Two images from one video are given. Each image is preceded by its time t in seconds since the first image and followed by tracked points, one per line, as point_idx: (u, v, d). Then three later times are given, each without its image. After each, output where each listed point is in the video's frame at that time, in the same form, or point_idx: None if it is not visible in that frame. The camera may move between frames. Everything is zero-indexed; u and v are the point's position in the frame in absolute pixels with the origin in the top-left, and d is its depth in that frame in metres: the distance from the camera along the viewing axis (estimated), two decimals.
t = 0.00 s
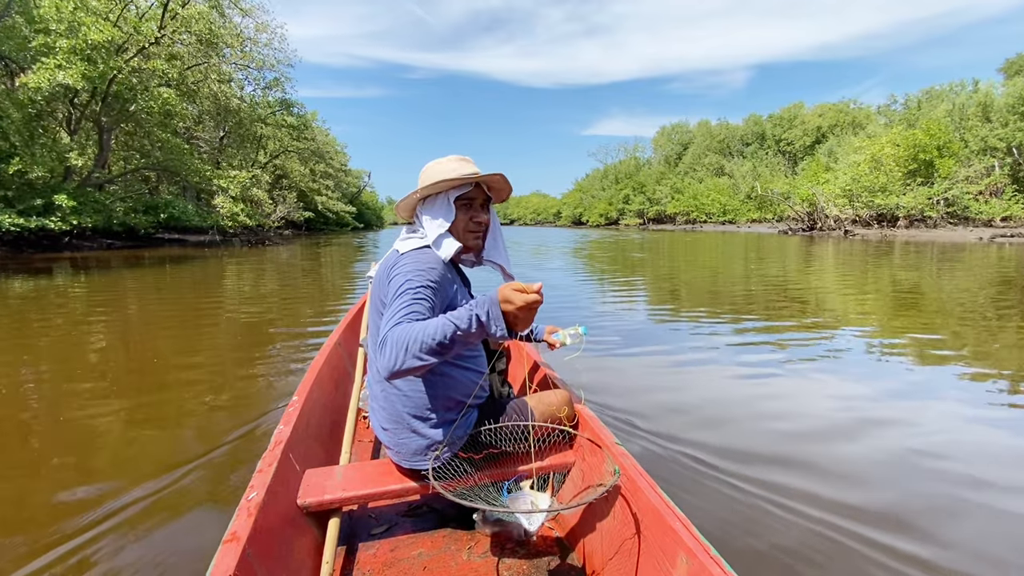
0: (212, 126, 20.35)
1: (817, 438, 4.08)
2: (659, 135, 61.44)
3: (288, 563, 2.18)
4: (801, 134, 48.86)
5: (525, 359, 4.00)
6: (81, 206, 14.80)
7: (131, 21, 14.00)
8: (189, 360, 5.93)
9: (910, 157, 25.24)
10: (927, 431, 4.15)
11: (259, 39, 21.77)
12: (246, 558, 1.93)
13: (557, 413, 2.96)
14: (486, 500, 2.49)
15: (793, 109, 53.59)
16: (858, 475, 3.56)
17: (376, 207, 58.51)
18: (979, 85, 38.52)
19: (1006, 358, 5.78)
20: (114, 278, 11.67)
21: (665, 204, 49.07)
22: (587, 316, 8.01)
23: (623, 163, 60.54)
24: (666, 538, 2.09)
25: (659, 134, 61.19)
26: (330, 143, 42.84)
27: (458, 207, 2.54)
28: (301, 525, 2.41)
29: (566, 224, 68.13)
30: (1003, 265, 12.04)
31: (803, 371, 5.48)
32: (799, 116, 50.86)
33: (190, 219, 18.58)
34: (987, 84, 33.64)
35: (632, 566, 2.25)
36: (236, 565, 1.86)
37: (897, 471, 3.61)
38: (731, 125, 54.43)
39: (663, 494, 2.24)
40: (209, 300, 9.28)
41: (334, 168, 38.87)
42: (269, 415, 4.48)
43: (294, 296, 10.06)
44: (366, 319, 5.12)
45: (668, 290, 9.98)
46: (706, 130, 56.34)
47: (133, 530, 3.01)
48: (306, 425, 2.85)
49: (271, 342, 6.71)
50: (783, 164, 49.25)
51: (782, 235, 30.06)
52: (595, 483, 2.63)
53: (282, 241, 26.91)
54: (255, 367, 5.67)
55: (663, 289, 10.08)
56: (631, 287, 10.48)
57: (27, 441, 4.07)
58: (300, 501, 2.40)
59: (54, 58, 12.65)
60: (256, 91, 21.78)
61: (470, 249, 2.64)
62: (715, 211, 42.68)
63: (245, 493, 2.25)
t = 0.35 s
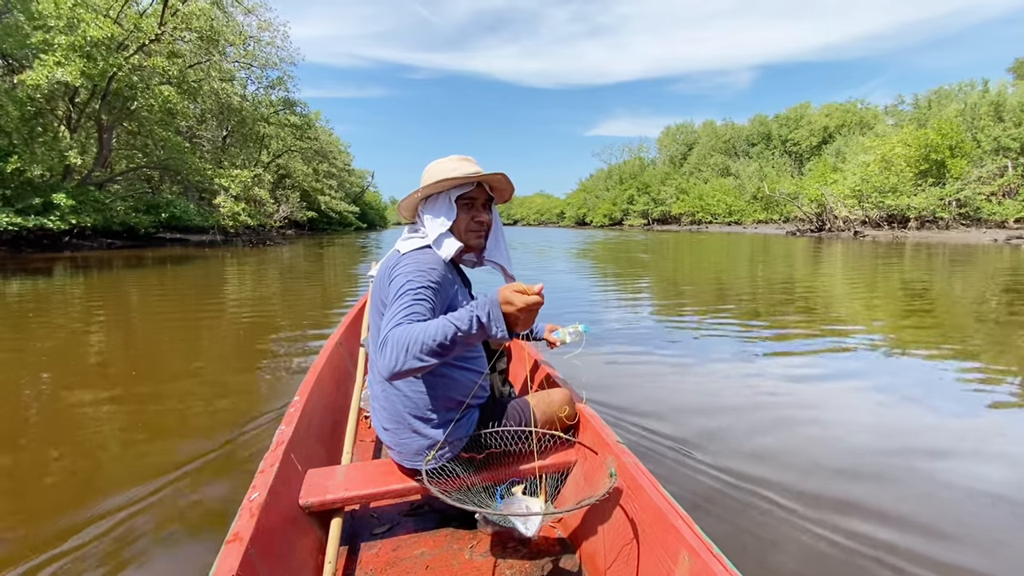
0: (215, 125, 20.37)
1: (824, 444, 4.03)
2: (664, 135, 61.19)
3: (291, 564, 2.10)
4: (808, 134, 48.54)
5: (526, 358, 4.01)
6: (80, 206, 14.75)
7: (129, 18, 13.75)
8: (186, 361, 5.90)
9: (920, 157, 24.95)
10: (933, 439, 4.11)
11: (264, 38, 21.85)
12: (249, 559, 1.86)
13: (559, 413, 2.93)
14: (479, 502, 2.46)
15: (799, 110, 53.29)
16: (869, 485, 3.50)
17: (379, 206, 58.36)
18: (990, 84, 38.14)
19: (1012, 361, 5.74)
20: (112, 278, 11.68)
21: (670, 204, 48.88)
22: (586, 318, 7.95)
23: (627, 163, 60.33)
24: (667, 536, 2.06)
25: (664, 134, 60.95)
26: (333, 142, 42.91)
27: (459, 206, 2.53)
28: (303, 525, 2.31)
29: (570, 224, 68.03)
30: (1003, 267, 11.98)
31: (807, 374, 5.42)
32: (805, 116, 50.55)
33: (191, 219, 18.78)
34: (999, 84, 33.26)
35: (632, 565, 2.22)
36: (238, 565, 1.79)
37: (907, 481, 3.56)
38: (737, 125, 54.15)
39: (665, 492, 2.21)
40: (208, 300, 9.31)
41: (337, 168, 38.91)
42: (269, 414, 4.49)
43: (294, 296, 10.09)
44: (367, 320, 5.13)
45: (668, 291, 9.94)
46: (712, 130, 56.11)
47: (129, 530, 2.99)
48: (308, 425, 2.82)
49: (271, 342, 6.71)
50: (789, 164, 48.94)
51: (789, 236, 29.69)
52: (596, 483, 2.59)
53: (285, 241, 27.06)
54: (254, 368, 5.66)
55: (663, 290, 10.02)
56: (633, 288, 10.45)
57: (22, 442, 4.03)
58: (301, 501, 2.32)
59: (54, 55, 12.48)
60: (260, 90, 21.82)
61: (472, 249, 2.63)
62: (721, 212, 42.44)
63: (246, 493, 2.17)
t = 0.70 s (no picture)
0: (219, 125, 20.38)
1: (832, 447, 3.98)
2: (669, 135, 60.89)
3: (295, 565, 2.03)
4: (814, 134, 48.22)
5: (529, 358, 4.01)
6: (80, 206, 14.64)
7: (131, 15, 13.82)
8: (189, 363, 5.88)
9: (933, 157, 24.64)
10: (943, 443, 4.07)
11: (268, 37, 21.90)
12: (253, 560, 1.79)
13: (559, 411, 2.90)
14: (480, 503, 2.41)
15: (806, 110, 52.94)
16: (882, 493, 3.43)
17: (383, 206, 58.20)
18: (1001, 84, 37.79)
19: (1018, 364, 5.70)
20: (110, 278, 11.64)
21: (675, 205, 48.62)
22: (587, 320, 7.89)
23: (632, 163, 60.05)
24: (670, 533, 2.03)
25: (669, 134, 60.67)
26: (337, 142, 42.93)
27: (458, 205, 2.53)
28: (307, 527, 2.24)
29: (574, 224, 67.82)
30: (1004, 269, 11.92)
31: (812, 377, 5.37)
32: (812, 116, 50.19)
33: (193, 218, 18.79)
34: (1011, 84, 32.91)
35: (635, 564, 2.19)
36: (244, 567, 1.72)
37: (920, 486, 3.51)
38: (742, 125, 53.85)
39: (667, 488, 2.17)
40: (206, 300, 9.31)
41: (340, 168, 38.99)
42: (270, 415, 4.49)
43: (293, 296, 10.09)
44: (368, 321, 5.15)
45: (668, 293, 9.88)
46: (717, 130, 55.84)
47: (128, 530, 2.99)
48: (310, 426, 2.79)
49: (273, 344, 6.71)
50: (795, 164, 48.59)
51: (797, 237, 29.33)
52: (598, 482, 2.55)
53: (288, 241, 27.18)
54: (256, 369, 5.66)
55: (664, 292, 9.96)
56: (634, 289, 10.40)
57: (24, 445, 4.03)
58: (304, 502, 2.25)
59: (53, 52, 12.25)
60: (264, 90, 21.80)
61: (472, 248, 2.62)
62: (728, 212, 42.12)
63: (250, 495, 2.09)
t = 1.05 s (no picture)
0: (223, 125, 20.44)
1: (838, 449, 3.94)
2: (674, 134, 60.59)
3: (296, 564, 2.04)
4: (822, 134, 47.95)
5: (529, 359, 4.00)
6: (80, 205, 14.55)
7: (131, 12, 13.70)
8: (190, 364, 5.89)
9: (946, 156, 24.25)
10: (948, 442, 4.04)
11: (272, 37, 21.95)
12: (253, 560, 1.79)
13: (559, 411, 2.88)
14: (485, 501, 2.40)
15: (814, 109, 52.57)
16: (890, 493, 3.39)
17: (386, 207, 57.96)
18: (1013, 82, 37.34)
19: None
20: (110, 278, 11.66)
21: (681, 205, 48.36)
22: (585, 321, 7.84)
23: (636, 162, 59.77)
24: (669, 532, 2.02)
25: (674, 134, 60.38)
26: (340, 142, 43.01)
27: (457, 205, 2.52)
28: (308, 527, 2.25)
29: (579, 224, 67.68)
30: (1005, 269, 11.86)
31: (814, 378, 5.32)
32: (820, 115, 49.84)
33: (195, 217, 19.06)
34: None
35: (634, 564, 2.17)
36: (245, 566, 1.73)
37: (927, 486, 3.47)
38: (748, 124, 53.56)
39: (667, 488, 2.16)
40: (207, 301, 9.36)
41: (344, 168, 39.12)
42: (270, 415, 4.54)
43: (293, 297, 10.12)
44: (368, 321, 5.16)
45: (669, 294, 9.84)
46: (723, 129, 55.52)
47: (127, 530, 3.02)
48: (310, 426, 2.81)
49: (273, 345, 6.72)
50: (803, 164, 48.23)
51: (805, 238, 28.96)
52: (599, 482, 2.53)
53: (291, 241, 27.37)
54: (256, 370, 5.69)
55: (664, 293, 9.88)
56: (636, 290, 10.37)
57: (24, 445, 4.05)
58: (305, 502, 2.25)
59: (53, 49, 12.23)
60: (268, 90, 21.79)
61: (471, 247, 2.62)
62: (734, 212, 41.89)
63: (250, 495, 2.10)
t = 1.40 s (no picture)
0: (225, 125, 20.50)
1: (843, 451, 3.90)
2: (680, 133, 60.23)
3: (291, 564, 2.05)
4: (830, 132, 47.62)
5: (526, 359, 3.98)
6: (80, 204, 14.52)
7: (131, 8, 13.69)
8: (192, 365, 5.91)
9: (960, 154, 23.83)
10: (954, 444, 4.00)
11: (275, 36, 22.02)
12: (248, 559, 1.80)
13: (557, 412, 2.88)
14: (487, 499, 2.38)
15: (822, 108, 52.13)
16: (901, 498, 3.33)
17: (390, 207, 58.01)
18: None
19: None
20: (110, 279, 11.70)
21: (687, 204, 48.09)
22: (585, 322, 7.79)
23: (642, 161, 59.46)
24: (666, 533, 2.01)
25: (680, 132, 60.01)
26: (345, 142, 43.11)
27: (456, 205, 2.52)
28: (303, 526, 2.26)
29: (584, 223, 67.48)
30: (1008, 269, 11.77)
31: (817, 379, 5.28)
32: (828, 113, 49.45)
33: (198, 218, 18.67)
34: None
35: (630, 566, 2.15)
36: (239, 565, 1.74)
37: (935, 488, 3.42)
38: (755, 122, 53.21)
39: (664, 490, 2.15)
40: (207, 302, 9.40)
41: (348, 168, 39.25)
42: (270, 415, 4.57)
43: (293, 298, 10.16)
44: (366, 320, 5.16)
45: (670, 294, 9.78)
46: (729, 128, 55.16)
47: (119, 531, 3.01)
48: (307, 425, 2.81)
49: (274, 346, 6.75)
50: (811, 163, 47.84)
51: (813, 238, 28.60)
52: (595, 483, 2.52)
53: (294, 241, 27.58)
54: (257, 371, 5.72)
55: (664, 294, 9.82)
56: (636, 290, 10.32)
57: (24, 446, 4.07)
58: (301, 501, 2.26)
59: (51, 48, 12.11)
60: (271, 89, 21.86)
61: (471, 248, 2.61)
62: (741, 212, 41.76)
63: (246, 494, 2.11)
